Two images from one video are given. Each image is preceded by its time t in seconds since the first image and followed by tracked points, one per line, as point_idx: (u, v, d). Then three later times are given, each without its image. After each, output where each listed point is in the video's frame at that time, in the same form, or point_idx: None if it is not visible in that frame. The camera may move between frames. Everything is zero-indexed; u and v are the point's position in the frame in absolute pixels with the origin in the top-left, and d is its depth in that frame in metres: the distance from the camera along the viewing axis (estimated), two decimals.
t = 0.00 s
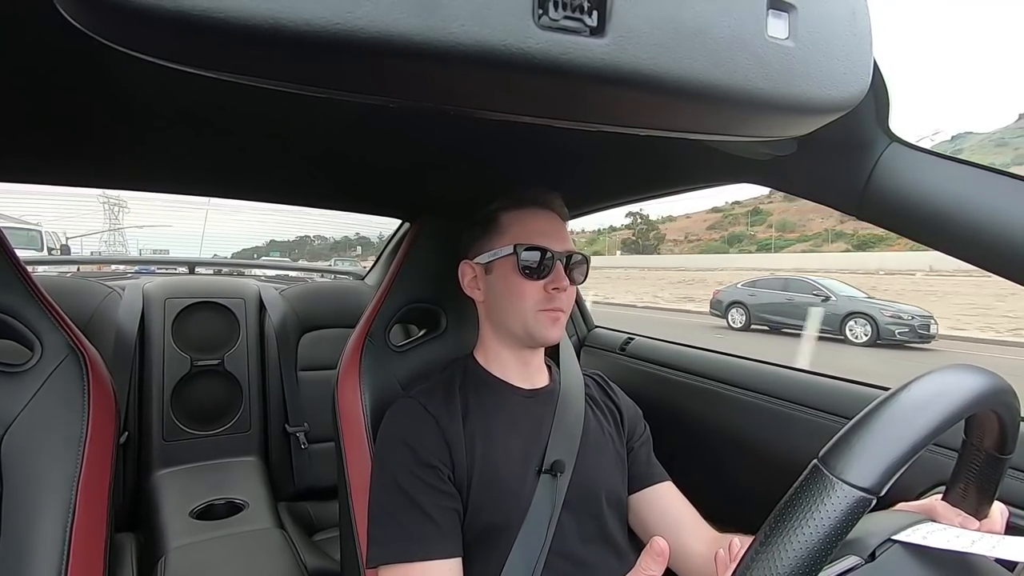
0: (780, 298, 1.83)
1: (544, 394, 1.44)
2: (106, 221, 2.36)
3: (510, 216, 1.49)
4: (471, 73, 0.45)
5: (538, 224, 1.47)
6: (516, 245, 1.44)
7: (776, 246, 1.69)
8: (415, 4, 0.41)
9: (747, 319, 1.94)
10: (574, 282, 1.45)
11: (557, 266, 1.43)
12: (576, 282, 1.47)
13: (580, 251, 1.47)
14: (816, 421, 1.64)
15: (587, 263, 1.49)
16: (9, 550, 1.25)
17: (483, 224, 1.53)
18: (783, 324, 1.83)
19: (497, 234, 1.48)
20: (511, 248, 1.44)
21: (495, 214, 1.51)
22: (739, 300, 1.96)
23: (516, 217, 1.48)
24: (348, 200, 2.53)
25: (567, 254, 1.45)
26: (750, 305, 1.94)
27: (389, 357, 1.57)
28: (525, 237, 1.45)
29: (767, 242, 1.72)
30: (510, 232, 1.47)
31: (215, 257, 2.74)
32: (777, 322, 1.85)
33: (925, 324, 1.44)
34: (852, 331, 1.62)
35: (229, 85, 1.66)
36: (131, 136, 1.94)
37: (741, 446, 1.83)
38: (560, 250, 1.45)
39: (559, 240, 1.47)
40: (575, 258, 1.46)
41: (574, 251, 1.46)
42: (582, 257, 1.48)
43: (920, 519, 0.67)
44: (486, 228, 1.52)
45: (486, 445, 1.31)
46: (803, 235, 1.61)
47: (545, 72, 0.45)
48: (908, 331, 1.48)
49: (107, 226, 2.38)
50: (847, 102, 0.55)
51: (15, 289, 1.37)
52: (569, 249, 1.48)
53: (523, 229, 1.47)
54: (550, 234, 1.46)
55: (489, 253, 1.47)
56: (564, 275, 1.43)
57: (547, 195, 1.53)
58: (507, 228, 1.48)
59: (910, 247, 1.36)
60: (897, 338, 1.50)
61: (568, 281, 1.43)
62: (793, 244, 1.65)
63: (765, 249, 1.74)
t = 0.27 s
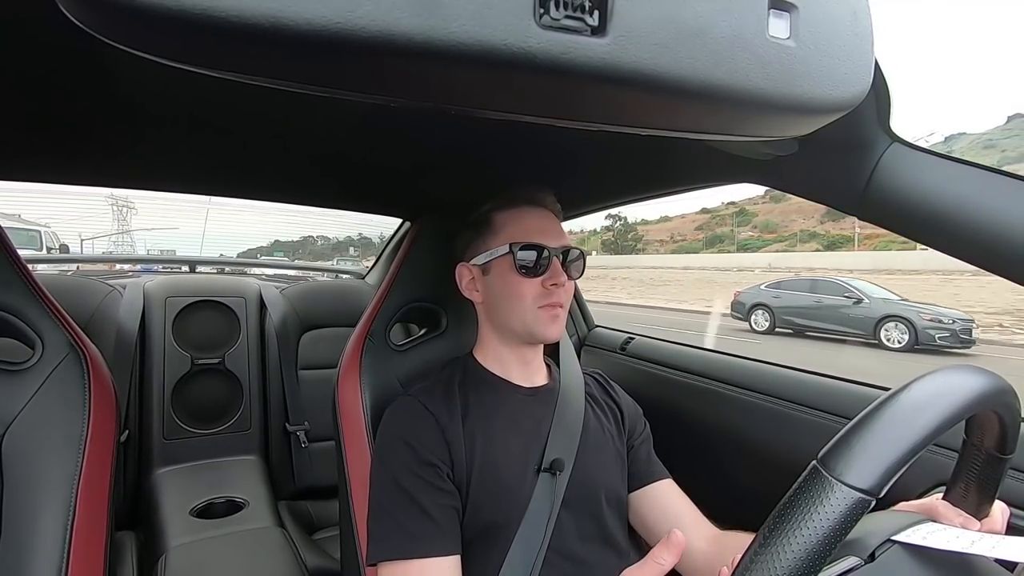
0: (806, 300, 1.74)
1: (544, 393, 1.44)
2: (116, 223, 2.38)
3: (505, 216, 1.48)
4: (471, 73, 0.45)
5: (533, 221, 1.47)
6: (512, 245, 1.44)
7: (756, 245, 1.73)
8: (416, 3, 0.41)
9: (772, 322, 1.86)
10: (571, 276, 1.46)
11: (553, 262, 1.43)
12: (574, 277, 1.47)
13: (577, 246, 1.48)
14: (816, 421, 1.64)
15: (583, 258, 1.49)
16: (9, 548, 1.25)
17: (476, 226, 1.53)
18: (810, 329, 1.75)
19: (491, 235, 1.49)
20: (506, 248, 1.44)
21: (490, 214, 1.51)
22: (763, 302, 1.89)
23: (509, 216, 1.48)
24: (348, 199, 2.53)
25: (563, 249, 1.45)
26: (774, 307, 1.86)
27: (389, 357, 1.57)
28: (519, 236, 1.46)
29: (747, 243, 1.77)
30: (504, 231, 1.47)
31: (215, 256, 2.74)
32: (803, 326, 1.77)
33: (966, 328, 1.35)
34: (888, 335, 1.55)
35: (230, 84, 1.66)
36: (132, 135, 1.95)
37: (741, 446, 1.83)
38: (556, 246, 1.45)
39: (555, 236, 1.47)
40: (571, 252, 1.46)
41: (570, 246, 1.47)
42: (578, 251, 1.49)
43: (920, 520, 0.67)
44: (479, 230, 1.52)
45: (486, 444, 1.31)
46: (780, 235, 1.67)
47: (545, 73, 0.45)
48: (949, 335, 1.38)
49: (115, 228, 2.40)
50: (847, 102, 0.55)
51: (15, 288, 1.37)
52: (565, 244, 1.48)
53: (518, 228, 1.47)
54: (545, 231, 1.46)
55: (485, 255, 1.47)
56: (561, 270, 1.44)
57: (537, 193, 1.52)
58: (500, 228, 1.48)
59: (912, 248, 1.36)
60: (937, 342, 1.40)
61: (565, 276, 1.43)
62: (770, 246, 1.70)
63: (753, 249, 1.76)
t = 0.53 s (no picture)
0: (837, 300, 1.66)
1: (545, 392, 1.44)
2: (126, 223, 2.41)
3: (500, 218, 1.48)
4: (471, 72, 0.45)
5: (529, 223, 1.46)
6: (507, 249, 1.44)
7: (736, 246, 1.79)
8: (416, 3, 0.41)
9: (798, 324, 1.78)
10: (569, 278, 1.46)
11: (551, 265, 1.43)
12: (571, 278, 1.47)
13: (576, 247, 1.48)
14: (816, 421, 1.64)
15: (581, 259, 1.49)
16: (10, 548, 1.25)
17: (472, 227, 1.53)
18: (838, 329, 1.67)
19: (486, 238, 1.49)
20: (502, 252, 1.44)
21: (484, 216, 1.50)
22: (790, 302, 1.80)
23: (504, 219, 1.47)
24: (349, 199, 2.53)
25: (560, 251, 1.45)
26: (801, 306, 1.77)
27: (389, 356, 1.57)
28: (515, 239, 1.45)
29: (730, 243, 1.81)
30: (498, 234, 1.47)
31: (216, 256, 2.74)
32: (831, 326, 1.68)
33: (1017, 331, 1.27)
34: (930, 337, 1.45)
35: (231, 84, 1.66)
36: (133, 134, 1.95)
37: (741, 446, 1.83)
38: (552, 249, 1.45)
39: (553, 238, 1.47)
40: (569, 254, 1.46)
41: (568, 248, 1.47)
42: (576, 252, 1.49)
43: (920, 520, 0.66)
44: (475, 231, 1.52)
45: (486, 444, 1.31)
46: (759, 236, 1.72)
47: (546, 72, 0.45)
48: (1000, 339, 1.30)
49: (122, 229, 2.44)
50: (848, 102, 0.55)
51: (16, 287, 1.38)
52: (562, 246, 1.48)
53: (513, 230, 1.46)
54: (542, 233, 1.46)
55: (481, 259, 1.47)
56: (559, 273, 1.43)
57: (534, 193, 1.52)
58: (495, 230, 1.48)
59: (913, 248, 1.36)
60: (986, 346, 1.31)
61: (563, 279, 1.43)
62: (748, 247, 1.76)
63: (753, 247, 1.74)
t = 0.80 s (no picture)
0: (872, 303, 1.57)
1: (545, 394, 1.44)
2: (132, 224, 2.40)
3: (505, 222, 1.47)
4: (471, 74, 0.45)
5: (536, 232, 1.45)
6: (513, 259, 1.42)
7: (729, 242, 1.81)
8: (416, 5, 0.41)
9: (827, 327, 1.69)
10: (575, 289, 1.44)
11: (555, 277, 1.41)
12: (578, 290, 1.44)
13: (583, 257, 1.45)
14: (816, 422, 1.64)
15: (588, 268, 1.47)
16: (9, 550, 1.25)
17: (478, 228, 1.53)
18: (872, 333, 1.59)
19: (492, 241, 1.49)
20: (506, 261, 1.43)
21: (492, 219, 1.50)
22: (818, 305, 1.71)
23: (510, 224, 1.47)
24: (349, 201, 2.53)
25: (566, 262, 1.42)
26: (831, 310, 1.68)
27: (389, 358, 1.57)
28: (519, 247, 1.44)
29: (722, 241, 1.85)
30: (505, 238, 1.46)
31: (216, 258, 2.75)
32: (864, 330, 1.61)
33: None
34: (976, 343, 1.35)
35: (230, 85, 1.66)
36: (133, 136, 1.95)
37: (741, 448, 1.83)
38: (559, 259, 1.43)
39: (558, 247, 1.44)
40: (575, 266, 1.44)
41: (575, 258, 1.44)
42: (584, 260, 1.46)
43: (920, 522, 0.66)
44: (482, 232, 1.52)
45: (486, 445, 1.31)
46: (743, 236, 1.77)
47: (545, 74, 0.45)
48: None
49: (130, 231, 2.42)
50: (848, 104, 0.55)
51: (15, 289, 1.37)
52: (569, 255, 1.45)
53: (519, 235, 1.45)
54: (548, 242, 1.44)
55: (486, 264, 1.46)
56: (564, 285, 1.41)
57: (543, 194, 1.51)
58: (503, 232, 1.47)
59: (913, 249, 1.36)
60: None
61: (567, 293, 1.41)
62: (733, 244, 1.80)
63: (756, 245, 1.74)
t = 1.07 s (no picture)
0: (912, 305, 1.48)
1: (543, 391, 1.44)
2: (139, 224, 2.42)
3: (495, 219, 1.47)
4: (470, 73, 0.45)
5: (524, 224, 1.45)
6: (500, 251, 1.43)
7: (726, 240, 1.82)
8: (416, 4, 0.41)
9: (863, 330, 1.60)
10: (565, 278, 1.44)
11: (545, 267, 1.41)
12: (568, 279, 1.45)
13: (573, 247, 1.46)
14: (815, 421, 1.64)
15: (578, 257, 1.47)
16: (10, 549, 1.26)
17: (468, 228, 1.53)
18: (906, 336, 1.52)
19: (481, 240, 1.49)
20: (495, 254, 1.44)
21: (482, 217, 1.50)
22: (850, 307, 1.62)
23: (498, 219, 1.47)
24: (348, 199, 2.53)
25: (554, 252, 1.43)
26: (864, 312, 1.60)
27: (389, 357, 1.57)
28: (508, 240, 1.44)
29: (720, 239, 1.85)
30: (494, 236, 1.46)
31: (216, 257, 2.75)
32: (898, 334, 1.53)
33: None
34: None
35: (229, 84, 1.66)
36: (132, 135, 1.95)
37: (741, 446, 1.83)
38: (547, 248, 1.43)
39: (547, 238, 1.45)
40: (564, 255, 1.44)
41: (564, 247, 1.44)
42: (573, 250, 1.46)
43: (920, 519, 0.66)
44: (471, 232, 1.52)
45: (485, 443, 1.31)
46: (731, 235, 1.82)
47: (545, 73, 0.45)
48: None
49: (136, 231, 2.45)
50: (847, 102, 0.55)
51: (15, 288, 1.37)
52: (558, 245, 1.45)
53: (508, 231, 1.45)
54: (536, 234, 1.44)
55: (478, 260, 1.47)
56: (553, 274, 1.41)
57: (532, 191, 1.52)
58: (491, 231, 1.47)
59: (913, 248, 1.36)
60: None
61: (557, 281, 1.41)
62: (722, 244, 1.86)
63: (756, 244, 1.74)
